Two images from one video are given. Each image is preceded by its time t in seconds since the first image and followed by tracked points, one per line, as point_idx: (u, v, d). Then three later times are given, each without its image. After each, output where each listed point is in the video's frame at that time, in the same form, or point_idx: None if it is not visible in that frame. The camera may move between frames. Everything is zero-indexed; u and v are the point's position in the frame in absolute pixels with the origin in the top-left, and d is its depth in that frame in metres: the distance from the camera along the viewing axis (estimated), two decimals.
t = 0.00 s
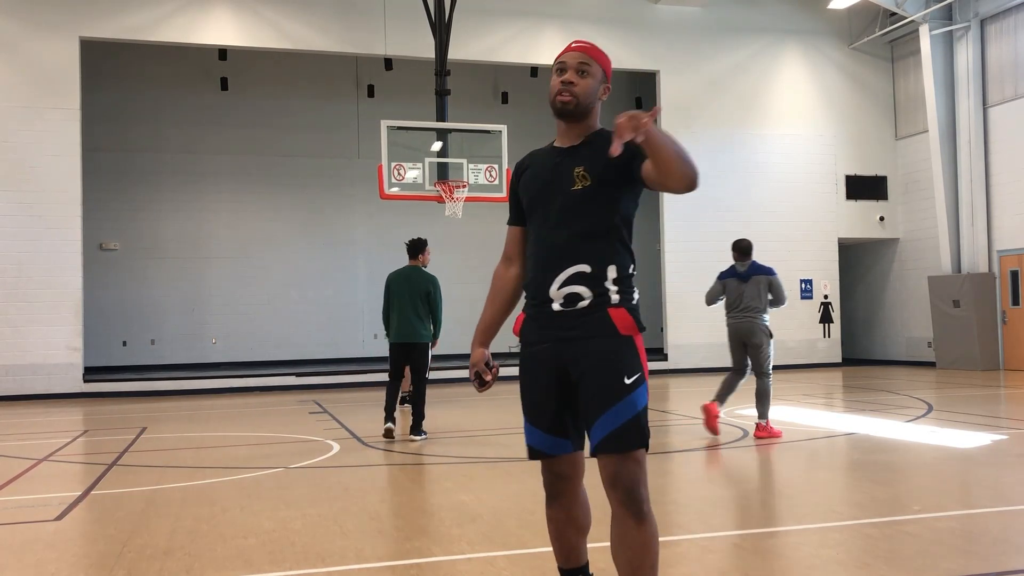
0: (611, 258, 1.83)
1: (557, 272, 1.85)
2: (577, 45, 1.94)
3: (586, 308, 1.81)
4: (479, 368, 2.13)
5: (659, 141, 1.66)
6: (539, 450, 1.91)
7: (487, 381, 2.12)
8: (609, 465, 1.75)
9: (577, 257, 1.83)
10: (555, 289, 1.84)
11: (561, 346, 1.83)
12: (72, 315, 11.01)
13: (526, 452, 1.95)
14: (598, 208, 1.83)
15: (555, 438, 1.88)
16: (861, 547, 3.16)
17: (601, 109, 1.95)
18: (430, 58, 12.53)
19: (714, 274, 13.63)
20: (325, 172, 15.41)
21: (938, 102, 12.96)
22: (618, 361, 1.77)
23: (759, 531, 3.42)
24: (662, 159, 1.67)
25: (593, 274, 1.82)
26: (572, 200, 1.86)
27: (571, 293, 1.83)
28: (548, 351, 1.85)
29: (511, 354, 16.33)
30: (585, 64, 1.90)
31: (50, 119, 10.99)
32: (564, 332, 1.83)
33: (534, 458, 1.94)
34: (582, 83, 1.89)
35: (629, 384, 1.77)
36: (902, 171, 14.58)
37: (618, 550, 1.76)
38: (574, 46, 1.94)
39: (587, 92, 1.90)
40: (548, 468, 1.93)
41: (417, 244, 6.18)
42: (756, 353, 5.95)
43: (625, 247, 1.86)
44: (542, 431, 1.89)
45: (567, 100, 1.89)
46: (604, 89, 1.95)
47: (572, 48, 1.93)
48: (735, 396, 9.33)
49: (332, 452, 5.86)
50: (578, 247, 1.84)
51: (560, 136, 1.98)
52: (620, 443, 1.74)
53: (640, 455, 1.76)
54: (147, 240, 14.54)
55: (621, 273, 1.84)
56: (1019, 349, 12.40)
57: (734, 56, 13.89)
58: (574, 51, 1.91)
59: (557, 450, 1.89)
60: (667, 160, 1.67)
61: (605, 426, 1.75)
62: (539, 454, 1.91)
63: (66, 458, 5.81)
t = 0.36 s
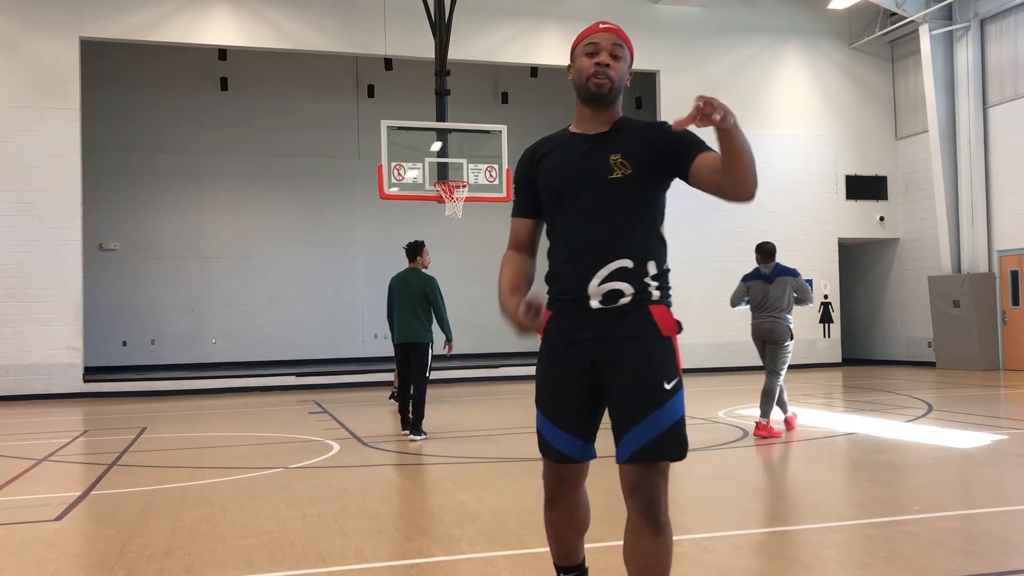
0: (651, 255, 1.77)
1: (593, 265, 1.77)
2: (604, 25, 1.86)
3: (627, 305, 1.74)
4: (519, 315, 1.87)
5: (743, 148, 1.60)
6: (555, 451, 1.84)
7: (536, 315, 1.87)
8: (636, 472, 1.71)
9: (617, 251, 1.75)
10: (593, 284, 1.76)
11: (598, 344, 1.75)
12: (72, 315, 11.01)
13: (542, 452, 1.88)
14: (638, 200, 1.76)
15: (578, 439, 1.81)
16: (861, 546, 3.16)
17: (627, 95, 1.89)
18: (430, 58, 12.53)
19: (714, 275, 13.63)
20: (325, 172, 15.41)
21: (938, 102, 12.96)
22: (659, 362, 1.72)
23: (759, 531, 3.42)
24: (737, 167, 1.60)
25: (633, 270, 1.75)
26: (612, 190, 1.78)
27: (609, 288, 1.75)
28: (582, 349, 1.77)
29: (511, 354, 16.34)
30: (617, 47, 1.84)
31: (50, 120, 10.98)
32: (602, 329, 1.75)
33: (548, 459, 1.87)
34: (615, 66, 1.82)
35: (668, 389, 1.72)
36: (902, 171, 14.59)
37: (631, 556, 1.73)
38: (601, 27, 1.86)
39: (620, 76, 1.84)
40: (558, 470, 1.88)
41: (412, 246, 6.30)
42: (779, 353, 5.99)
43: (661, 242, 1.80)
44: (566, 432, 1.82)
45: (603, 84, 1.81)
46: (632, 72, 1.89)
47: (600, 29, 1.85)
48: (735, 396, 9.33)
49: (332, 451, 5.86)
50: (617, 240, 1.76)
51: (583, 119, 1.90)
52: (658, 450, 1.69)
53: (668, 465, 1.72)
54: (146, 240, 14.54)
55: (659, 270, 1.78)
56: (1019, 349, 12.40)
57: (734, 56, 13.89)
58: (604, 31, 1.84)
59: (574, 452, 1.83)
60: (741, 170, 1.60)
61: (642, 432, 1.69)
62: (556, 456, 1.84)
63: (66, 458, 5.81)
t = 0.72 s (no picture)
0: (677, 257, 1.76)
1: (625, 260, 1.70)
2: (593, 13, 1.78)
3: (657, 305, 1.70)
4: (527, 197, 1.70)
5: (752, 215, 1.74)
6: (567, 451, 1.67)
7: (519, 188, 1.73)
8: (654, 475, 1.70)
9: (649, 250, 1.71)
10: (625, 280, 1.69)
11: (628, 341, 1.68)
12: (71, 315, 11.00)
13: (541, 457, 1.68)
14: (667, 200, 1.75)
15: (590, 441, 1.68)
16: (861, 547, 3.15)
17: (639, 77, 1.83)
18: (430, 58, 12.52)
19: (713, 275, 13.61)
20: (325, 171, 15.40)
21: (938, 102, 12.95)
22: (685, 366, 1.71)
23: (759, 531, 3.41)
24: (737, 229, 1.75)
25: (663, 270, 1.72)
26: (645, 185, 1.74)
27: (640, 287, 1.69)
28: (608, 345, 1.69)
29: (511, 354, 16.34)
30: (609, 34, 1.76)
31: (49, 119, 10.97)
32: (631, 328, 1.69)
33: (549, 465, 1.68)
34: (615, 54, 1.76)
35: (692, 394, 1.72)
36: (902, 171, 14.58)
37: (639, 559, 1.72)
38: (590, 16, 1.79)
39: (620, 62, 1.77)
40: (558, 481, 1.68)
41: (404, 248, 6.37)
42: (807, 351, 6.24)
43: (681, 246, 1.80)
44: (581, 433, 1.67)
45: (599, 83, 1.77)
46: (638, 50, 1.81)
47: (590, 18, 1.78)
48: (735, 396, 9.33)
49: (332, 451, 5.86)
50: (648, 238, 1.71)
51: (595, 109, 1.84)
52: (680, 455, 1.68)
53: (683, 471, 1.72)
54: (146, 239, 14.53)
55: (681, 274, 1.78)
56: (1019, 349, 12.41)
57: (734, 56, 13.89)
58: (593, 21, 1.77)
59: (588, 454, 1.68)
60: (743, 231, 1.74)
61: (671, 437, 1.68)
62: (563, 458, 1.67)
63: (66, 458, 5.80)
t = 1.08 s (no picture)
0: (655, 256, 1.57)
1: (611, 258, 1.48)
2: None
3: (643, 309, 1.50)
4: (590, 218, 1.35)
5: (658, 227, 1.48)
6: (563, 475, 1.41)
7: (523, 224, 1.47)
8: (644, 491, 1.52)
9: (633, 250, 1.50)
10: (611, 282, 1.47)
11: (616, 350, 1.46)
12: (72, 315, 11.01)
13: (529, 481, 1.41)
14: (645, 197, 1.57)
15: (582, 461, 1.44)
16: (861, 547, 3.15)
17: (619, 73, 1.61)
18: (430, 58, 12.51)
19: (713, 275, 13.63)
20: (325, 172, 15.40)
21: (938, 102, 12.95)
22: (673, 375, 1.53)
23: (758, 531, 3.41)
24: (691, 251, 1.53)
25: (645, 273, 1.52)
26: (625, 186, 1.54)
27: (626, 289, 1.48)
28: (596, 354, 1.45)
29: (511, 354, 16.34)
30: (602, 25, 1.53)
31: (49, 120, 10.97)
32: (622, 334, 1.47)
33: (539, 490, 1.42)
34: (606, 49, 1.52)
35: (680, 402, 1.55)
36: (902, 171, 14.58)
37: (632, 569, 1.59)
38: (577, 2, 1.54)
39: (609, 58, 1.54)
40: (551, 507, 1.42)
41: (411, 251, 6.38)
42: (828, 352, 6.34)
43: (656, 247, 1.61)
44: (573, 452, 1.42)
45: (591, 74, 1.51)
46: (620, 47, 1.59)
47: (576, 6, 1.54)
48: (735, 396, 9.34)
49: (332, 452, 5.85)
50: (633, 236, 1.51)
51: (566, 107, 1.59)
52: (672, 467, 1.50)
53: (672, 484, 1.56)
54: (146, 239, 14.53)
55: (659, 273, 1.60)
56: (1018, 349, 12.42)
57: (735, 56, 13.90)
58: (582, 9, 1.53)
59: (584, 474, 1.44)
60: (701, 254, 1.56)
61: (667, 448, 1.49)
62: (557, 481, 1.41)
63: (66, 458, 5.80)
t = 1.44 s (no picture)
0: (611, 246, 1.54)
1: (572, 255, 1.45)
2: None
3: (602, 302, 1.47)
4: (571, 211, 1.30)
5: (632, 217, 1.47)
6: (525, 482, 1.39)
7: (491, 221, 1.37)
8: (617, 493, 1.39)
9: (592, 247, 1.49)
10: (575, 279, 1.44)
11: (578, 345, 1.42)
12: (72, 315, 11.01)
13: (493, 491, 1.40)
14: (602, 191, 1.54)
15: (544, 465, 1.41)
16: (859, 547, 3.15)
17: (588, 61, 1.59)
18: (430, 58, 12.51)
19: (713, 275, 13.63)
20: (325, 172, 15.40)
21: (938, 102, 12.95)
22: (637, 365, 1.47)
23: (757, 531, 3.42)
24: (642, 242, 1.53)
25: (604, 268, 1.50)
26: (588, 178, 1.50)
27: (589, 285, 1.45)
28: (558, 354, 1.41)
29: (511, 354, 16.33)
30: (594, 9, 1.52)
31: (49, 119, 10.98)
32: (582, 332, 1.43)
33: (504, 498, 1.41)
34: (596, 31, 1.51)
35: (648, 388, 1.45)
36: (902, 171, 14.57)
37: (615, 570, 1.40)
38: None
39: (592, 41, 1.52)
40: (518, 512, 1.42)
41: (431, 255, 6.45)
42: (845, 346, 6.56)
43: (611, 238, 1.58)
44: (536, 458, 1.40)
45: (590, 52, 1.49)
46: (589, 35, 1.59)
47: None
48: (735, 396, 9.33)
49: (331, 451, 5.86)
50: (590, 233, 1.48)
51: (531, 79, 1.52)
52: (645, 452, 1.39)
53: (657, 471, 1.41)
54: (146, 239, 14.54)
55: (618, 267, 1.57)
56: (1018, 348, 12.42)
57: (735, 56, 13.90)
58: None
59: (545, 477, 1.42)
60: (651, 246, 1.58)
61: (632, 433, 1.39)
62: (517, 487, 1.39)
63: (66, 458, 5.81)
